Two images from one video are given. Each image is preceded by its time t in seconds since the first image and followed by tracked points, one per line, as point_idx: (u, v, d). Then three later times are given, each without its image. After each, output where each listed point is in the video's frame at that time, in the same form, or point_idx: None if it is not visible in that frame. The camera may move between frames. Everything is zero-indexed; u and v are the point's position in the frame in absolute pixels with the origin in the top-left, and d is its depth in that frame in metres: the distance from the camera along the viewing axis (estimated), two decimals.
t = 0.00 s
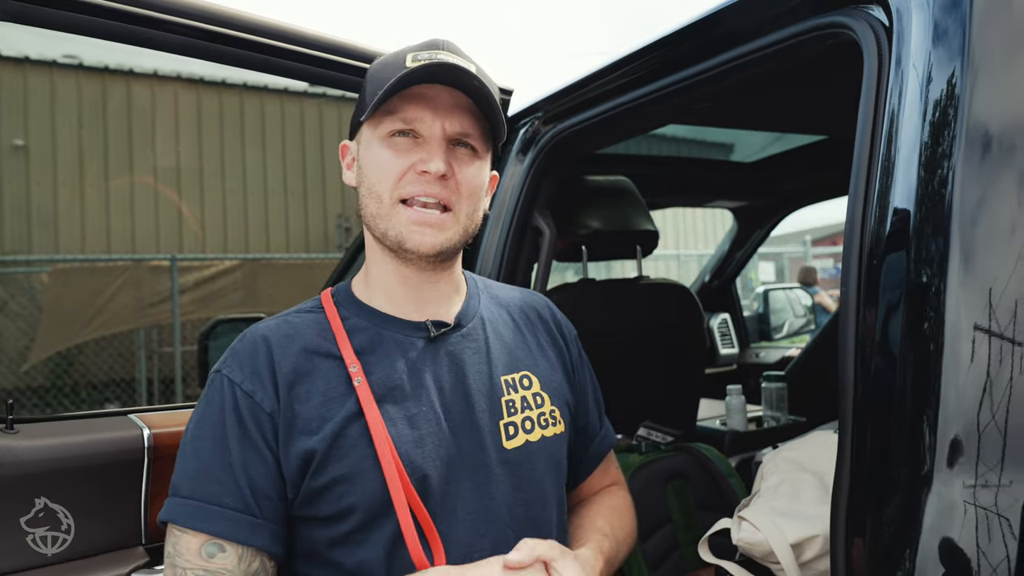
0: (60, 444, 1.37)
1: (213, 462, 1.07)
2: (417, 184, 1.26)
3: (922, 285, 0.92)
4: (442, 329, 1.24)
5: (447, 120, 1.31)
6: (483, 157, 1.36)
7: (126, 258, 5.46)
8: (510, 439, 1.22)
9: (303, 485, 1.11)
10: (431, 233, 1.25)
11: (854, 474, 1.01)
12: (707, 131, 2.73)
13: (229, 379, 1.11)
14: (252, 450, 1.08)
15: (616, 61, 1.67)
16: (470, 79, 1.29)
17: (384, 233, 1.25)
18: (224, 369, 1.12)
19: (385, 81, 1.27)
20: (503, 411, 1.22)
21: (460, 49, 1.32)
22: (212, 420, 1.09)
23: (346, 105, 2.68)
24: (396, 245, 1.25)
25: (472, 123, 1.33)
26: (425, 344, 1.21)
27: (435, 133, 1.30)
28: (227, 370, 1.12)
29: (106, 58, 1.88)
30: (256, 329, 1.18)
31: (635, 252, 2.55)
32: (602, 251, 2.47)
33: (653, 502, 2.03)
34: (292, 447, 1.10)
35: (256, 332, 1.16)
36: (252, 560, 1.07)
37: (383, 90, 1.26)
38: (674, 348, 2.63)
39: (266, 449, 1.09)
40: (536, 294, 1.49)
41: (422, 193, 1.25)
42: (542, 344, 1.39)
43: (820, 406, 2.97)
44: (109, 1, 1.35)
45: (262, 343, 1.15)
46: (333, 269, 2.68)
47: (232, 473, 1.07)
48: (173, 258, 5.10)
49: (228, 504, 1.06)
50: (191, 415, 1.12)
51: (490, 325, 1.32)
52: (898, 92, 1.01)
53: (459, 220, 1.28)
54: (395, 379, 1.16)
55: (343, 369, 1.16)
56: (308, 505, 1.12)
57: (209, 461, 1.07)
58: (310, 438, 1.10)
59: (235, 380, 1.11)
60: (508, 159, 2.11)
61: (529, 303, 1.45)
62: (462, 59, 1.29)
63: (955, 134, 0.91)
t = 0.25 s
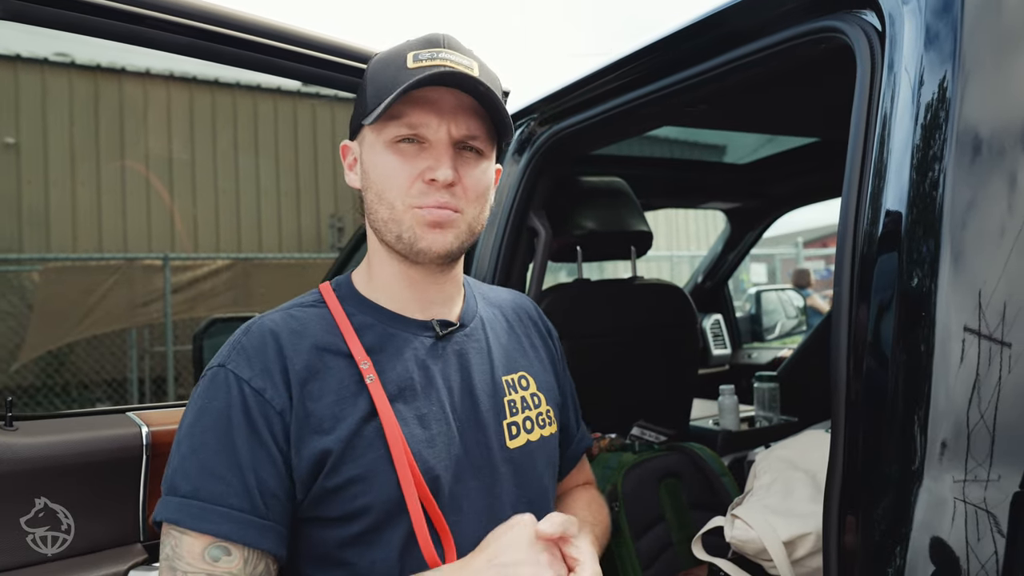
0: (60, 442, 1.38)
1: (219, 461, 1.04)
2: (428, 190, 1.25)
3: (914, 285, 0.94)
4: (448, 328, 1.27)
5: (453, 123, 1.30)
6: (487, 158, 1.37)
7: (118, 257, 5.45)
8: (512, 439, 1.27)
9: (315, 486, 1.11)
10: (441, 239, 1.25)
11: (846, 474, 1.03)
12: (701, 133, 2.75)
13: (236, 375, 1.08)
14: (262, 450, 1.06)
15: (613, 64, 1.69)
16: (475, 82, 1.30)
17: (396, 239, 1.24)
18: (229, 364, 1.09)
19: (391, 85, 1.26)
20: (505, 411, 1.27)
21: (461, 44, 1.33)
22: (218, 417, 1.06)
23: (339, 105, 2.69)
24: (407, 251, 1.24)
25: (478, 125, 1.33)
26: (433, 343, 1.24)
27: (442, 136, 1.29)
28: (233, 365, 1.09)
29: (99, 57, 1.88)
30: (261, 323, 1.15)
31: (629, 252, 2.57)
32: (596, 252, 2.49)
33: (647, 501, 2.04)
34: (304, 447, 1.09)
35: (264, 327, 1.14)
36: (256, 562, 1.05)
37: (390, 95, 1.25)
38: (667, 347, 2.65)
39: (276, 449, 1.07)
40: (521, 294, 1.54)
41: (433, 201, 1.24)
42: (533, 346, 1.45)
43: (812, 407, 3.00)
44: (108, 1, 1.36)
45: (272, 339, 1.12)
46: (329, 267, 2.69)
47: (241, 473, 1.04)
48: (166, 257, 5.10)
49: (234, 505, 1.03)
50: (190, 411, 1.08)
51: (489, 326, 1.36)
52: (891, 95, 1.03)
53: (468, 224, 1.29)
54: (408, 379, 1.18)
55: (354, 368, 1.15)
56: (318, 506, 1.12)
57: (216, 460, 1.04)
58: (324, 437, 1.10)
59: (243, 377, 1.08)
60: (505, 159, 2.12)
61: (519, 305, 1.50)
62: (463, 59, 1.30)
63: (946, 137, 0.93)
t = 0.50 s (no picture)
0: (60, 442, 1.38)
1: (237, 458, 1.03)
2: (433, 200, 1.27)
3: (909, 286, 0.95)
4: (456, 332, 1.29)
5: (458, 131, 1.31)
6: (491, 163, 1.38)
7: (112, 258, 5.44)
8: (515, 443, 1.29)
9: (328, 486, 1.11)
10: (448, 248, 1.27)
11: (844, 474, 1.04)
12: (696, 134, 2.76)
13: (253, 372, 1.07)
14: (280, 447, 1.06)
15: (611, 66, 1.70)
16: (480, 90, 1.30)
17: (402, 249, 1.26)
18: (245, 361, 1.08)
19: (395, 95, 1.27)
20: (509, 415, 1.30)
21: (460, 46, 1.33)
22: (237, 413, 1.05)
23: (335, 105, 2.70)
24: (414, 262, 1.25)
25: (482, 132, 1.34)
26: (442, 346, 1.26)
27: (446, 145, 1.31)
28: (249, 362, 1.09)
29: (95, 57, 1.88)
30: (274, 321, 1.15)
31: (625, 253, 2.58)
32: (593, 253, 2.50)
33: (645, 500, 2.05)
34: (319, 447, 1.10)
35: (279, 325, 1.14)
36: (270, 561, 1.04)
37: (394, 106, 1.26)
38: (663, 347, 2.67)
39: (292, 447, 1.07)
40: (520, 298, 1.56)
41: (439, 211, 1.26)
42: (532, 351, 1.46)
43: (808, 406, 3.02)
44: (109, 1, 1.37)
45: (287, 337, 1.13)
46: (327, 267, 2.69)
47: (260, 470, 1.03)
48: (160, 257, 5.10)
49: (252, 502, 1.02)
50: (203, 407, 1.06)
51: (492, 329, 1.38)
52: (886, 97, 1.04)
53: (473, 232, 1.31)
54: (420, 384, 1.19)
55: (366, 368, 1.16)
56: (330, 506, 1.13)
57: (233, 457, 1.03)
58: (338, 438, 1.11)
59: (261, 375, 1.07)
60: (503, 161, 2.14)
61: (518, 309, 1.51)
62: (463, 63, 1.30)
63: (941, 139, 0.94)
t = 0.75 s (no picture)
0: (60, 439, 1.38)
1: (241, 447, 1.04)
2: (433, 199, 1.27)
3: (906, 289, 0.97)
4: (451, 324, 1.30)
5: (454, 130, 1.32)
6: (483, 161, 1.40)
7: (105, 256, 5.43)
8: (509, 432, 1.31)
9: (333, 474, 1.12)
10: (448, 246, 1.27)
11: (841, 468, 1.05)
12: (693, 134, 2.77)
13: (255, 361, 1.08)
14: (284, 435, 1.06)
15: (608, 66, 1.71)
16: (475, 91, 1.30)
17: (403, 247, 1.25)
18: (246, 351, 1.09)
19: (391, 97, 1.27)
20: (502, 405, 1.31)
21: (447, 49, 1.34)
22: (240, 402, 1.05)
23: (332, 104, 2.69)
24: (415, 259, 1.25)
25: (476, 130, 1.35)
26: (437, 337, 1.27)
27: (443, 144, 1.31)
28: (250, 352, 1.09)
29: (92, 54, 1.88)
30: (274, 313, 1.15)
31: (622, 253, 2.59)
32: (591, 252, 2.52)
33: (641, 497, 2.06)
34: (323, 435, 1.10)
35: (279, 316, 1.14)
36: (276, 549, 1.05)
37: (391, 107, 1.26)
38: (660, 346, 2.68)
39: (296, 436, 1.07)
40: (509, 292, 1.57)
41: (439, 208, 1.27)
42: (522, 342, 1.48)
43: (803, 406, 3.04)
44: None
45: (289, 327, 1.13)
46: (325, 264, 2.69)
47: (265, 459, 1.04)
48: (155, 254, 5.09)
49: (257, 491, 1.03)
50: (204, 398, 1.06)
51: (484, 321, 1.39)
52: (886, 99, 1.05)
53: (471, 229, 1.32)
54: (417, 377, 1.19)
55: (368, 359, 1.17)
56: (335, 494, 1.13)
57: (238, 446, 1.03)
58: (343, 426, 1.11)
59: (262, 364, 1.08)
60: (501, 159, 2.14)
61: (507, 302, 1.53)
62: (454, 65, 1.31)
63: (939, 140, 0.95)
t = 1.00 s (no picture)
0: (53, 439, 1.38)
1: (251, 451, 1.03)
2: (425, 197, 1.26)
3: (898, 288, 0.97)
4: (442, 318, 1.30)
5: (439, 129, 1.31)
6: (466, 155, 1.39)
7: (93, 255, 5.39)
8: (505, 421, 1.32)
9: (344, 470, 1.11)
10: (441, 241, 1.28)
11: (835, 461, 1.06)
12: (683, 134, 2.78)
13: (258, 364, 1.07)
14: (294, 436, 1.05)
15: (598, 66, 1.71)
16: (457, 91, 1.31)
17: (398, 246, 1.25)
18: (248, 354, 1.08)
19: (375, 100, 1.26)
20: (495, 395, 1.32)
21: (423, 51, 1.34)
22: (246, 405, 1.04)
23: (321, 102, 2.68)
24: (411, 256, 1.25)
25: (459, 128, 1.35)
26: (429, 331, 1.27)
27: (429, 143, 1.30)
28: (252, 354, 1.08)
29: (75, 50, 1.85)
30: (272, 314, 1.15)
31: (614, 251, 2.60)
32: (583, 251, 2.52)
33: (634, 495, 2.07)
34: (332, 432, 1.09)
35: (277, 318, 1.14)
36: (294, 551, 1.04)
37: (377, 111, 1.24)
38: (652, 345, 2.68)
39: (304, 435, 1.07)
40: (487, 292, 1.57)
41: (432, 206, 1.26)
42: (505, 336, 1.49)
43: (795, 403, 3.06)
44: None
45: (289, 328, 1.13)
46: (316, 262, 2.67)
47: (277, 461, 1.03)
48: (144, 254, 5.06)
49: (272, 492, 1.02)
50: (207, 405, 1.06)
51: (471, 316, 1.40)
52: (878, 99, 1.05)
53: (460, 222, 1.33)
54: (415, 368, 1.20)
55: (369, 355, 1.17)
56: (348, 489, 1.12)
57: (248, 449, 1.03)
58: (352, 422, 1.10)
59: (264, 365, 1.07)
60: (491, 159, 2.13)
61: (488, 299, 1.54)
62: (433, 66, 1.31)
63: (931, 140, 0.95)
